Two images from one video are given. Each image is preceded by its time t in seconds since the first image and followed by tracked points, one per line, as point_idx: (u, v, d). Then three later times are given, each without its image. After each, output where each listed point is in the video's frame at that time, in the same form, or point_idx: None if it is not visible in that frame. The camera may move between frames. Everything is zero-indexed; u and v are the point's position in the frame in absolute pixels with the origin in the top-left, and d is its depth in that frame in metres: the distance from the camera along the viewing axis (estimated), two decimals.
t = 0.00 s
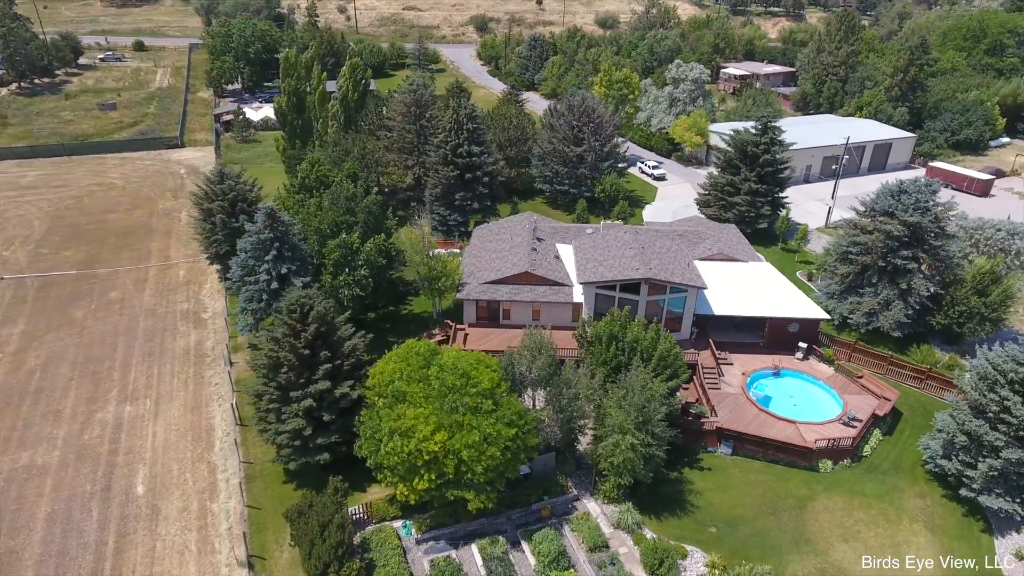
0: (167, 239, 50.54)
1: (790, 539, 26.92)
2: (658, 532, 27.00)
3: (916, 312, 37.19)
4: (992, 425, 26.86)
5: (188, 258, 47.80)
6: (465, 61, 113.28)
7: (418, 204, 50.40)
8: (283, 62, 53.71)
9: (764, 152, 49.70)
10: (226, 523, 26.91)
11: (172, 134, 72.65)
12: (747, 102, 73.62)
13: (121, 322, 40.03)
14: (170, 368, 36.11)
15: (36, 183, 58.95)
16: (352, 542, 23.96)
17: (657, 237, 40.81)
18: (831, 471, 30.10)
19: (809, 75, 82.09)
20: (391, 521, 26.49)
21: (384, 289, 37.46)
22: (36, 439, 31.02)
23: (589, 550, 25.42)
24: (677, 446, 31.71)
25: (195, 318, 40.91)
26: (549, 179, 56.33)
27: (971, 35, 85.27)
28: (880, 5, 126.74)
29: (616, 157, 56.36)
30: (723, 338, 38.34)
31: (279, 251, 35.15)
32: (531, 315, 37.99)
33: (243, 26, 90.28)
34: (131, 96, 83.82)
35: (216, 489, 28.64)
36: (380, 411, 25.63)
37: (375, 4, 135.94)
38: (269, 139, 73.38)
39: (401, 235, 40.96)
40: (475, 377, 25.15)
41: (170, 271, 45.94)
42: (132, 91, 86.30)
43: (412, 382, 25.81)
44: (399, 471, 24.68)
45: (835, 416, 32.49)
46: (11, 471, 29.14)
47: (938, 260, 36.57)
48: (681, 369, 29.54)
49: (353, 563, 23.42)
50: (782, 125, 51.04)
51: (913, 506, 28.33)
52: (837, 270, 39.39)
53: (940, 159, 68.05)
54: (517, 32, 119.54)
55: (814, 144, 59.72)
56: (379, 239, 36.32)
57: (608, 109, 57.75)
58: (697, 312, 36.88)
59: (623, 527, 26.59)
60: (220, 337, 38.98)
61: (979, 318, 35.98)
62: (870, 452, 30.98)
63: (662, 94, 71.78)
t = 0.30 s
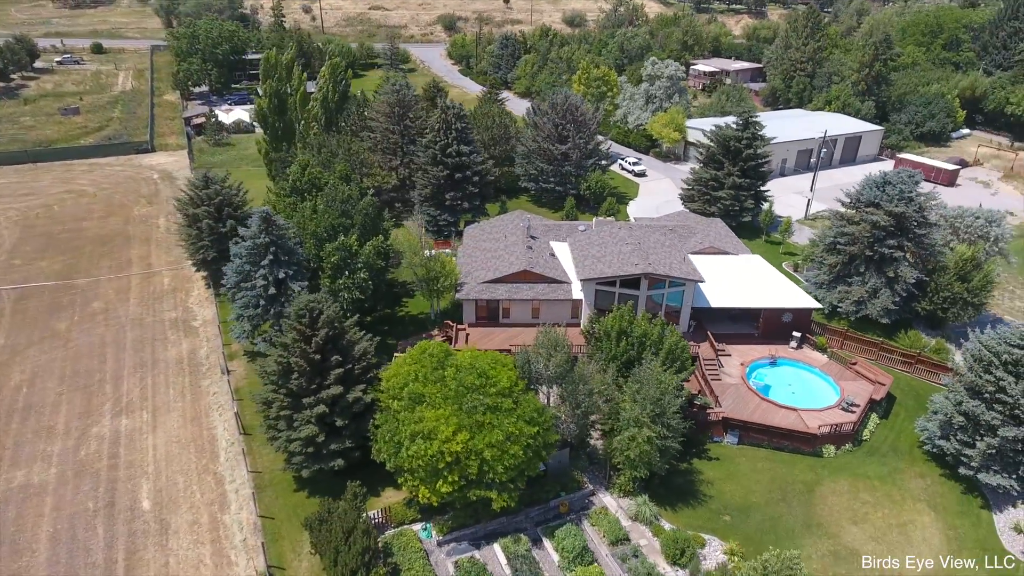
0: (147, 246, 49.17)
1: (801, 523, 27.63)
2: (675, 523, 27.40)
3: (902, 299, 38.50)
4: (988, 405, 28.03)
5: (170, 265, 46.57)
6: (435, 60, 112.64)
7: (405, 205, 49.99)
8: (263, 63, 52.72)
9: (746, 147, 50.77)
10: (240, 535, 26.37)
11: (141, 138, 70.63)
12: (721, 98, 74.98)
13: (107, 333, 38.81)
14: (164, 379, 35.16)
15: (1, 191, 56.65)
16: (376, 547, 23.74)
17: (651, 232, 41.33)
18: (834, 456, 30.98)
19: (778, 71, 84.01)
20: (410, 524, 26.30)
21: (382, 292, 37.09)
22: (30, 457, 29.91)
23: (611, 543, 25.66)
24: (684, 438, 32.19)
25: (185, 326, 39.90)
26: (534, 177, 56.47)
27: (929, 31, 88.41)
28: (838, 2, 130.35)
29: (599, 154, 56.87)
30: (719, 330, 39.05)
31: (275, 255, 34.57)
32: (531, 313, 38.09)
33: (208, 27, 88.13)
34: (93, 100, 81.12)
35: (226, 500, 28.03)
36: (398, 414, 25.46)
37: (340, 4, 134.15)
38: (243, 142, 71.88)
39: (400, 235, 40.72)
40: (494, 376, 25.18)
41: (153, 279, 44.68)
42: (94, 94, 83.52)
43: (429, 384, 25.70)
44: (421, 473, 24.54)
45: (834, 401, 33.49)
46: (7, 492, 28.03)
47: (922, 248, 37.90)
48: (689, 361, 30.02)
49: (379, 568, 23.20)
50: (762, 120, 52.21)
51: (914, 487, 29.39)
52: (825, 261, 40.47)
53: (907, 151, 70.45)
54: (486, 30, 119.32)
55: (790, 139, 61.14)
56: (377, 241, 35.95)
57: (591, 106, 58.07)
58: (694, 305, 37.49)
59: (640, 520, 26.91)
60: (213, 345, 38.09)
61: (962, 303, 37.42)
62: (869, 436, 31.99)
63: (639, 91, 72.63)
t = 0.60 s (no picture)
0: (133, 253, 47.97)
1: (816, 510, 28.26)
2: (695, 513, 27.79)
3: (894, 288, 39.58)
4: (989, 388, 29.06)
5: (160, 271, 45.49)
6: (411, 59, 111.83)
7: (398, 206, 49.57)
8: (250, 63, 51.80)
9: (734, 143, 51.78)
10: (261, 544, 25.97)
11: (116, 142, 68.78)
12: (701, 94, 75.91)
13: (101, 343, 37.77)
14: (166, 388, 34.38)
15: None
16: (406, 550, 23.59)
17: (649, 229, 41.74)
18: (840, 442, 31.80)
19: (754, 67, 85.44)
20: (434, 526, 26.18)
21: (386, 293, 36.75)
22: (32, 473, 29.00)
23: (635, 536, 25.93)
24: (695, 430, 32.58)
25: (181, 333, 39.02)
26: (524, 175, 56.47)
27: (896, 27, 90.96)
28: None
29: (588, 152, 57.21)
30: (719, 323, 39.64)
31: (278, 259, 34.03)
32: (535, 311, 38.19)
33: (180, 26, 86.05)
34: (62, 104, 78.66)
35: (242, 509, 27.56)
36: (421, 415, 25.36)
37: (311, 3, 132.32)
38: (222, 145, 70.50)
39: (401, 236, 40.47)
40: (517, 375, 25.25)
41: (143, 286, 43.59)
42: (63, 98, 81.00)
43: (452, 385, 25.67)
44: (448, 474, 24.49)
45: (837, 389, 34.30)
46: (12, 510, 27.13)
47: (913, 238, 39.04)
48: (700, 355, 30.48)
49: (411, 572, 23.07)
50: (749, 116, 53.18)
51: (920, 470, 30.31)
52: (819, 253, 41.38)
53: (882, 145, 72.40)
54: (461, 29, 118.77)
55: (772, 134, 62.23)
56: (380, 242, 35.59)
57: (579, 104, 58.28)
58: (697, 299, 38.06)
59: (662, 512, 27.22)
60: (213, 351, 37.33)
61: (952, 291, 38.66)
62: (872, 422, 32.90)
63: (621, 88, 73.18)
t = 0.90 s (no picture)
0: (122, 260, 46.83)
1: (831, 497, 28.91)
2: (714, 504, 28.20)
3: (889, 279, 40.63)
4: (991, 373, 30.03)
5: (152, 278, 44.48)
6: (389, 59, 110.85)
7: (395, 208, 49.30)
8: (239, 64, 50.87)
9: (725, 139, 52.34)
10: (285, 551, 25.63)
11: (93, 146, 66.95)
12: (684, 91, 76.80)
13: (98, 352, 36.78)
14: (171, 397, 33.65)
15: None
16: (438, 551, 23.51)
17: (650, 225, 42.17)
18: (847, 430, 32.58)
19: (733, 64, 86.69)
20: (460, 526, 26.14)
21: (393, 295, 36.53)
22: (39, 488, 28.14)
23: (661, 529, 26.24)
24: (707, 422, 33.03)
25: (181, 339, 38.21)
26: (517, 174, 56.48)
27: (868, 24, 93.22)
28: None
29: (580, 150, 57.50)
30: (721, 317, 40.21)
31: (284, 262, 33.59)
32: (542, 309, 38.29)
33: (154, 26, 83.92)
34: (33, 107, 76.19)
35: (262, 516, 27.14)
36: (447, 416, 25.32)
37: (284, 2, 130.28)
38: (204, 147, 69.09)
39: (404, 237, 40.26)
40: (543, 373, 25.35)
41: (137, 293, 42.58)
42: (32, 101, 78.48)
43: (477, 385, 25.67)
44: (477, 475, 24.47)
45: (841, 378, 35.10)
46: (22, 527, 26.31)
47: (906, 230, 40.09)
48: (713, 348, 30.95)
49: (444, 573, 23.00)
50: (738, 111, 53.93)
51: (926, 454, 31.22)
52: (815, 246, 42.28)
53: (860, 139, 74.18)
54: (438, 28, 118.12)
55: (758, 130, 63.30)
56: (387, 243, 35.32)
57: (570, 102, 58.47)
58: (700, 294, 38.58)
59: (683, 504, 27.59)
60: (216, 357, 36.65)
61: (943, 281, 39.83)
62: (877, 409, 33.76)
63: (605, 86, 73.64)
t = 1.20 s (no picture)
0: (114, 266, 45.73)
1: (846, 484, 29.58)
2: (735, 494, 28.65)
3: (884, 270, 41.61)
4: (994, 359, 30.98)
5: (148, 284, 43.51)
6: (369, 58, 109.80)
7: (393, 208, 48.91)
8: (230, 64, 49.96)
9: (718, 135, 52.96)
10: (314, 557, 25.35)
11: (72, 150, 65.20)
12: (670, 88, 77.53)
13: (99, 361, 35.89)
14: (179, 404, 33.00)
15: None
16: (473, 551, 23.49)
17: (652, 221, 42.52)
18: (856, 419, 33.33)
19: (715, 61, 87.77)
20: (488, 525, 26.15)
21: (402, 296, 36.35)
22: (51, 502, 27.37)
23: (686, 521, 26.61)
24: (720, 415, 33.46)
25: (185, 345, 37.47)
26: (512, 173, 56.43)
27: (843, 20, 95.18)
28: None
29: (573, 148, 57.68)
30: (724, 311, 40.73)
31: (294, 265, 33.20)
32: (550, 307, 38.39)
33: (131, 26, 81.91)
34: (6, 110, 73.87)
35: (286, 522, 26.81)
36: (475, 416, 25.33)
37: (259, 1, 128.18)
38: (188, 150, 67.82)
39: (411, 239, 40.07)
40: (570, 371, 25.52)
41: (133, 300, 41.63)
42: (5, 103, 76.09)
43: (504, 384, 25.74)
44: (507, 473, 24.49)
45: (846, 367, 35.88)
46: (38, 542, 25.58)
47: (901, 222, 41.07)
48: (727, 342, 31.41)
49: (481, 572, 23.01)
50: (729, 108, 54.65)
51: (933, 439, 32.10)
52: (813, 239, 43.08)
53: (841, 134, 75.81)
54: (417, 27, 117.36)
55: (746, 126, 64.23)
56: (396, 243, 35.09)
57: (562, 100, 58.71)
58: (706, 288, 39.03)
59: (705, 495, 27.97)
60: (222, 363, 36.03)
61: (937, 271, 40.93)
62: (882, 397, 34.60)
63: (592, 84, 73.99)
